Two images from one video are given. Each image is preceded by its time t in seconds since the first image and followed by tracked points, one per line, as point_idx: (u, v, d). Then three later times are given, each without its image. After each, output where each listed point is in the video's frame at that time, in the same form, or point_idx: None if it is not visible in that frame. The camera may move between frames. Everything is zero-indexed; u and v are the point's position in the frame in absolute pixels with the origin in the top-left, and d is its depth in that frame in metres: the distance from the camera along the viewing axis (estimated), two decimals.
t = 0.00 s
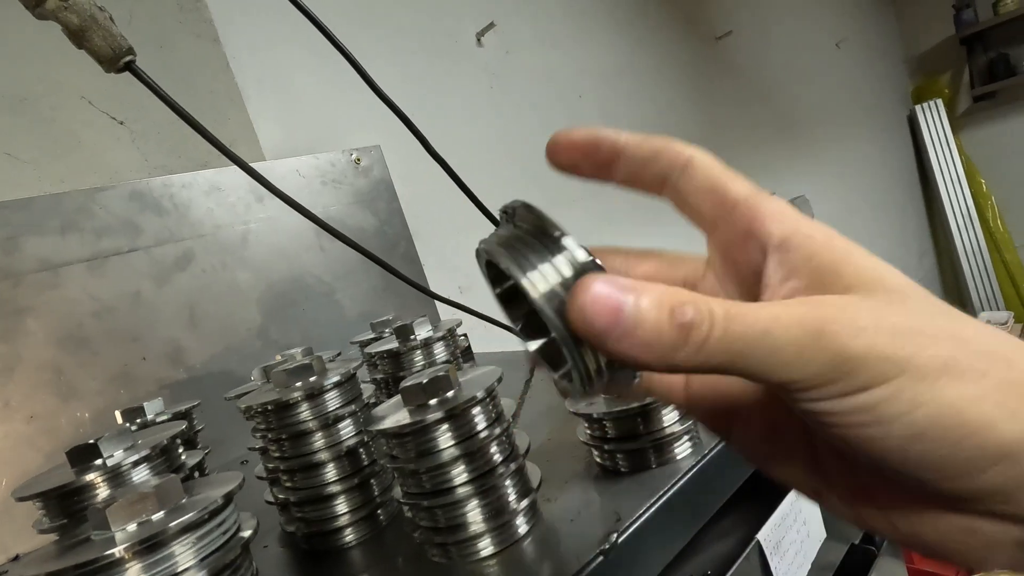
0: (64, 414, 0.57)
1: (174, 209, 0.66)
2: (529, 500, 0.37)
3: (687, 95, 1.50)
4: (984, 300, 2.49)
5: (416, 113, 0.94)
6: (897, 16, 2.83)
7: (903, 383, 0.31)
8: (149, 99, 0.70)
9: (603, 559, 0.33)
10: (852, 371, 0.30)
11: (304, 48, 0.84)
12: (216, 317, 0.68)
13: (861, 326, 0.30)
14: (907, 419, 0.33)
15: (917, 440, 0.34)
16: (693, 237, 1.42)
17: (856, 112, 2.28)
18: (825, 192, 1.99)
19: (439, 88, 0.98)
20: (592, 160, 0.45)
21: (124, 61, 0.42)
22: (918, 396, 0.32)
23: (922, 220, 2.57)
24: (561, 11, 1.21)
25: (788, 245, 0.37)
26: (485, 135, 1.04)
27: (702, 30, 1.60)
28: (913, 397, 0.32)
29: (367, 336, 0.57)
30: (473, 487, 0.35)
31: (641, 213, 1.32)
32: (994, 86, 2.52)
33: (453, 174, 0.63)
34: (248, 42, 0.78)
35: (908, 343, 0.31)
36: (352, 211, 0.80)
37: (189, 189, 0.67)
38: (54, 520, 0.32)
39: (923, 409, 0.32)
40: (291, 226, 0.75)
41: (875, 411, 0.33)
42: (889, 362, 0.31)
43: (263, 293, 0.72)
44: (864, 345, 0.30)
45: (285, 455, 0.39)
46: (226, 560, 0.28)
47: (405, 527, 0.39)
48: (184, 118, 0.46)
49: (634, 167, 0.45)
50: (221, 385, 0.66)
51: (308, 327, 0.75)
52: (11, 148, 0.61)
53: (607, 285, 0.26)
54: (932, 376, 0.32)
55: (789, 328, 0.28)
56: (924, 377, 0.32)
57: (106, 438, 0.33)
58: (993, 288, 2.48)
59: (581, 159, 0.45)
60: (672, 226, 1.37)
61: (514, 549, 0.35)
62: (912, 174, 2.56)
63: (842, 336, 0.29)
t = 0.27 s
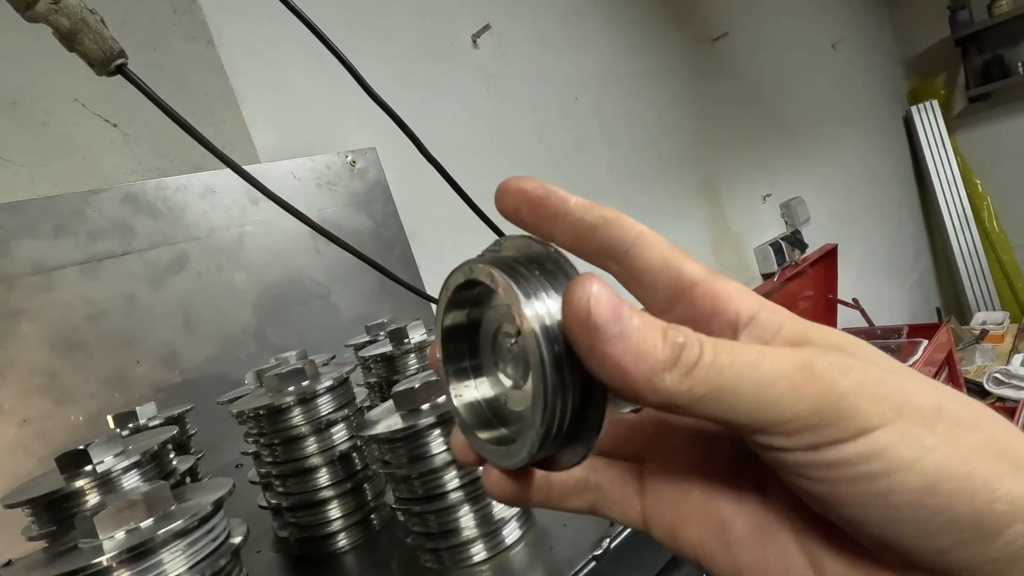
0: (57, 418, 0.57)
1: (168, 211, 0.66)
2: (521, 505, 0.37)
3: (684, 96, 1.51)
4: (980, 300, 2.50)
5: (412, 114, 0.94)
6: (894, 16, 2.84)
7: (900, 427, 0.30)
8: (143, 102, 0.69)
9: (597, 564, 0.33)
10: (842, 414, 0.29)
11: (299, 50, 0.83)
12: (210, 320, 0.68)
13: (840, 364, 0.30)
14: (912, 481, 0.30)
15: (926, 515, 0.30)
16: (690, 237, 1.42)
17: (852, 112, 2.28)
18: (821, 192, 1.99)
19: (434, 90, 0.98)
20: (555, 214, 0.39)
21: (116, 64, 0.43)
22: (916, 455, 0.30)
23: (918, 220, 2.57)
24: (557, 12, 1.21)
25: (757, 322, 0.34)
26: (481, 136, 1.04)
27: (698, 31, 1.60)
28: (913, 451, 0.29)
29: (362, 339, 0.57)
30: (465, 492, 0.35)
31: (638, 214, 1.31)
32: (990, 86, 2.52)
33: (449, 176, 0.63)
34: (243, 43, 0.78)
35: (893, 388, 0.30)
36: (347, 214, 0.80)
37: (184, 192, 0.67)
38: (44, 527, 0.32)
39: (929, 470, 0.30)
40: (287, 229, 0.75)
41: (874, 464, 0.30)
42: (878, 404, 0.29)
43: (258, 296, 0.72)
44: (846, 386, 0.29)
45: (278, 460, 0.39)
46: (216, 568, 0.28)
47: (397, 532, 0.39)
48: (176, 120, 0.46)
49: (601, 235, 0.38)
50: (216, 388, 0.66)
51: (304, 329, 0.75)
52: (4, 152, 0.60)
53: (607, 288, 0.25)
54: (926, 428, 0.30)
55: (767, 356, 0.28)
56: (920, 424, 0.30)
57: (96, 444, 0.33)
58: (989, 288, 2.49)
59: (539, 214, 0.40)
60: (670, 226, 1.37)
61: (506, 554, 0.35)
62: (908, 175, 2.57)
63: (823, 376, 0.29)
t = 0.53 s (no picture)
0: (57, 419, 0.57)
1: (169, 212, 0.66)
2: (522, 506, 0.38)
3: (682, 97, 1.51)
4: (977, 300, 2.51)
5: (412, 115, 0.94)
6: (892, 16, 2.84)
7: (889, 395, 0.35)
8: (143, 102, 0.69)
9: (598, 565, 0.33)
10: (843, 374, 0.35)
11: (299, 51, 0.83)
12: (210, 320, 0.67)
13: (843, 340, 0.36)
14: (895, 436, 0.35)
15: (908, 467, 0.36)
16: (689, 238, 1.42)
17: (850, 113, 2.29)
18: (820, 193, 2.00)
19: (434, 90, 0.98)
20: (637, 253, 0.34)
21: (119, 65, 0.43)
22: (903, 414, 0.35)
23: (916, 220, 2.58)
24: (556, 13, 1.21)
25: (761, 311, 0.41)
26: (481, 137, 1.04)
27: (697, 32, 1.61)
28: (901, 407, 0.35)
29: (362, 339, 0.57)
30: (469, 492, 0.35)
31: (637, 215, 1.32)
32: (987, 87, 2.53)
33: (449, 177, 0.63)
34: (244, 44, 0.78)
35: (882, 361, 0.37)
36: (347, 214, 0.80)
37: (184, 192, 0.67)
38: (48, 527, 0.32)
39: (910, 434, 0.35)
40: (287, 229, 0.75)
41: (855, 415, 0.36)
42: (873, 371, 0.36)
43: (258, 296, 0.72)
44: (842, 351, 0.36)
45: (281, 460, 0.38)
46: (222, 568, 0.28)
47: (401, 532, 0.39)
48: (178, 120, 0.46)
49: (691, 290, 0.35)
50: (216, 388, 0.66)
51: (304, 330, 0.75)
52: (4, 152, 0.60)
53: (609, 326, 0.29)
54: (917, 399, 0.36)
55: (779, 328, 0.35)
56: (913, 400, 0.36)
57: (100, 444, 0.33)
58: (987, 289, 2.49)
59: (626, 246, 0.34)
60: (669, 226, 1.37)
61: (508, 554, 0.35)
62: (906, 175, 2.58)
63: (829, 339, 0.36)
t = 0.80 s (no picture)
0: (55, 422, 0.57)
1: (167, 215, 0.66)
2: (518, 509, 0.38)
3: (679, 99, 1.51)
4: (973, 302, 2.52)
5: (410, 118, 0.95)
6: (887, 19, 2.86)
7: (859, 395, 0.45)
8: (141, 105, 0.69)
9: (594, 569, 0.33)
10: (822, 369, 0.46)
11: (297, 54, 0.84)
12: (208, 323, 0.68)
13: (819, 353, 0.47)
14: (862, 427, 0.44)
15: (867, 455, 0.43)
16: (686, 240, 1.43)
17: (845, 115, 2.30)
18: (816, 195, 2.00)
19: (432, 93, 0.98)
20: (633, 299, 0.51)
21: (117, 69, 0.43)
22: (863, 411, 0.44)
23: (912, 222, 2.59)
24: (553, 16, 1.22)
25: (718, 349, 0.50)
26: (478, 140, 1.04)
27: (693, 35, 1.61)
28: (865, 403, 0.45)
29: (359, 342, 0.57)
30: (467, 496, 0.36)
31: (634, 217, 1.32)
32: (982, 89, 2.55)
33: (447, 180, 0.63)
34: (242, 47, 0.78)
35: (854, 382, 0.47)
36: (345, 217, 0.80)
37: (182, 196, 0.67)
38: (49, 531, 0.32)
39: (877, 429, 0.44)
40: (285, 232, 0.75)
41: (825, 404, 0.44)
42: (836, 374, 0.46)
43: (255, 299, 0.72)
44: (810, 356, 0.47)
45: (280, 463, 0.39)
46: (222, 571, 0.28)
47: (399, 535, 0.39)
48: (177, 125, 0.47)
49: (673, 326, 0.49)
50: (214, 391, 0.66)
51: (302, 333, 0.75)
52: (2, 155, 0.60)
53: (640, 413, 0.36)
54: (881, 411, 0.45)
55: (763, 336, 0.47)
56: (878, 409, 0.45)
57: (101, 448, 0.33)
58: (982, 290, 2.51)
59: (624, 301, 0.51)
60: (666, 229, 1.38)
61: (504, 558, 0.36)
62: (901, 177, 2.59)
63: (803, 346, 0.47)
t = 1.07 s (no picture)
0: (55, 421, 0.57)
1: (166, 215, 0.66)
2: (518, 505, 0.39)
3: (677, 100, 1.52)
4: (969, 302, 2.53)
5: (408, 118, 0.95)
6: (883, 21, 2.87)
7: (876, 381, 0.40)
8: (141, 106, 0.70)
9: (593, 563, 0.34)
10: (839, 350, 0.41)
11: (297, 54, 0.84)
12: (208, 323, 0.68)
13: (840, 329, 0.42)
14: (878, 414, 0.39)
15: (878, 445, 0.39)
16: (684, 240, 1.43)
17: (842, 116, 2.31)
18: (813, 196, 2.01)
19: (431, 94, 0.99)
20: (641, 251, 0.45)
21: (119, 69, 0.43)
22: (880, 401, 0.40)
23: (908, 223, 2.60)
24: (552, 17, 1.22)
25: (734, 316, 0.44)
26: (477, 140, 1.04)
27: (691, 36, 1.62)
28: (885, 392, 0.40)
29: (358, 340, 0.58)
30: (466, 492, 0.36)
31: (632, 218, 1.32)
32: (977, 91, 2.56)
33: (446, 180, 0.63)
34: (242, 47, 0.78)
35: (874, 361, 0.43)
36: (345, 217, 0.80)
37: (182, 195, 0.68)
38: (52, 527, 0.32)
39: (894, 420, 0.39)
40: (285, 231, 0.75)
41: (845, 392, 0.40)
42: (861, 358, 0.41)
43: (255, 299, 0.72)
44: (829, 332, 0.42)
45: (281, 461, 0.39)
46: (227, 565, 0.28)
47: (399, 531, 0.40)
48: (178, 125, 0.46)
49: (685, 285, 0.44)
50: (213, 390, 0.66)
51: (301, 332, 0.75)
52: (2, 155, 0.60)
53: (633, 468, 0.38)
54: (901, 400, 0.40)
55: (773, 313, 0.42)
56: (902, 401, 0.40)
57: (103, 445, 0.33)
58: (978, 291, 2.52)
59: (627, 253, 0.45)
60: (663, 229, 1.38)
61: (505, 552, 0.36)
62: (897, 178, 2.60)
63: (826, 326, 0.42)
